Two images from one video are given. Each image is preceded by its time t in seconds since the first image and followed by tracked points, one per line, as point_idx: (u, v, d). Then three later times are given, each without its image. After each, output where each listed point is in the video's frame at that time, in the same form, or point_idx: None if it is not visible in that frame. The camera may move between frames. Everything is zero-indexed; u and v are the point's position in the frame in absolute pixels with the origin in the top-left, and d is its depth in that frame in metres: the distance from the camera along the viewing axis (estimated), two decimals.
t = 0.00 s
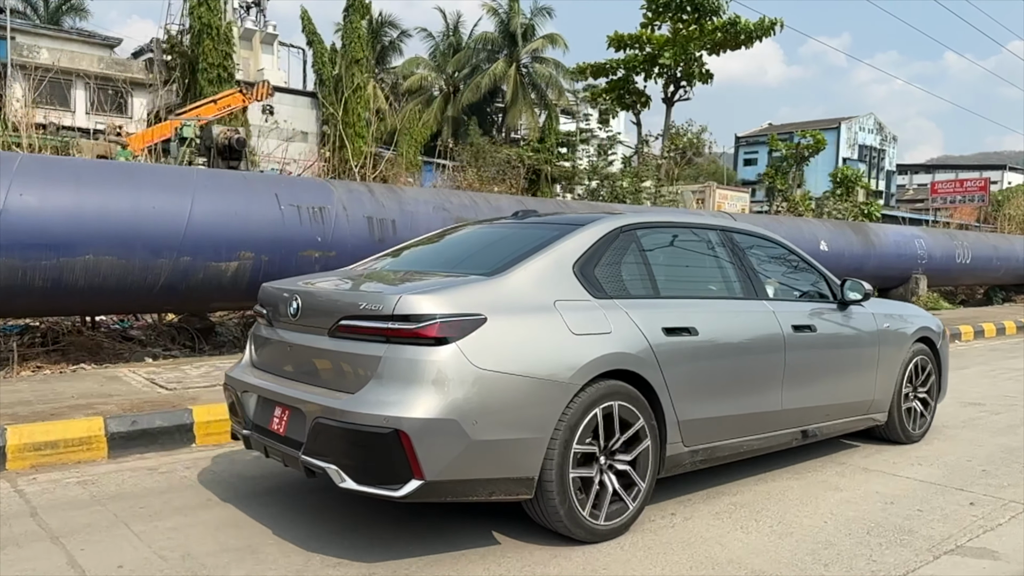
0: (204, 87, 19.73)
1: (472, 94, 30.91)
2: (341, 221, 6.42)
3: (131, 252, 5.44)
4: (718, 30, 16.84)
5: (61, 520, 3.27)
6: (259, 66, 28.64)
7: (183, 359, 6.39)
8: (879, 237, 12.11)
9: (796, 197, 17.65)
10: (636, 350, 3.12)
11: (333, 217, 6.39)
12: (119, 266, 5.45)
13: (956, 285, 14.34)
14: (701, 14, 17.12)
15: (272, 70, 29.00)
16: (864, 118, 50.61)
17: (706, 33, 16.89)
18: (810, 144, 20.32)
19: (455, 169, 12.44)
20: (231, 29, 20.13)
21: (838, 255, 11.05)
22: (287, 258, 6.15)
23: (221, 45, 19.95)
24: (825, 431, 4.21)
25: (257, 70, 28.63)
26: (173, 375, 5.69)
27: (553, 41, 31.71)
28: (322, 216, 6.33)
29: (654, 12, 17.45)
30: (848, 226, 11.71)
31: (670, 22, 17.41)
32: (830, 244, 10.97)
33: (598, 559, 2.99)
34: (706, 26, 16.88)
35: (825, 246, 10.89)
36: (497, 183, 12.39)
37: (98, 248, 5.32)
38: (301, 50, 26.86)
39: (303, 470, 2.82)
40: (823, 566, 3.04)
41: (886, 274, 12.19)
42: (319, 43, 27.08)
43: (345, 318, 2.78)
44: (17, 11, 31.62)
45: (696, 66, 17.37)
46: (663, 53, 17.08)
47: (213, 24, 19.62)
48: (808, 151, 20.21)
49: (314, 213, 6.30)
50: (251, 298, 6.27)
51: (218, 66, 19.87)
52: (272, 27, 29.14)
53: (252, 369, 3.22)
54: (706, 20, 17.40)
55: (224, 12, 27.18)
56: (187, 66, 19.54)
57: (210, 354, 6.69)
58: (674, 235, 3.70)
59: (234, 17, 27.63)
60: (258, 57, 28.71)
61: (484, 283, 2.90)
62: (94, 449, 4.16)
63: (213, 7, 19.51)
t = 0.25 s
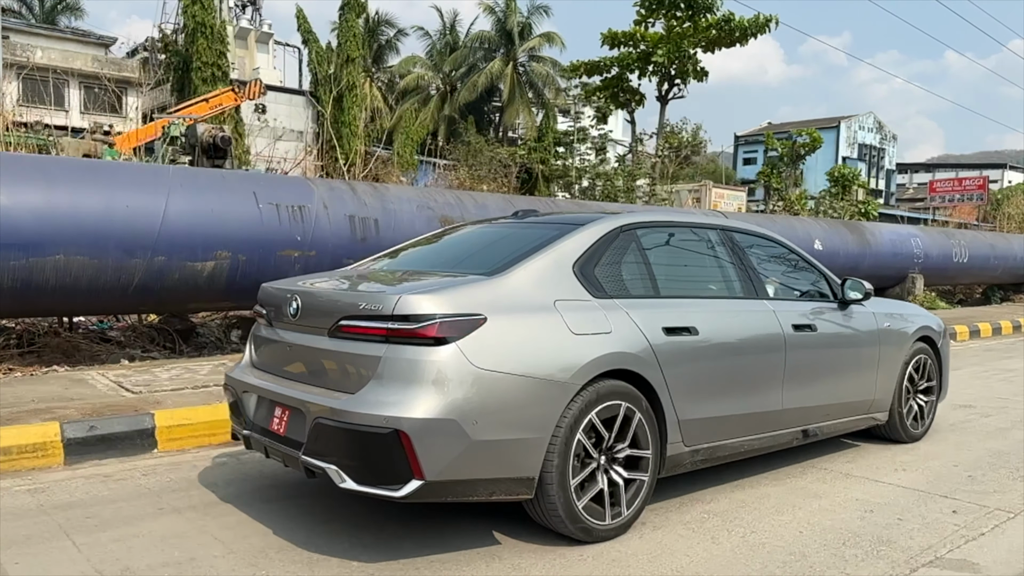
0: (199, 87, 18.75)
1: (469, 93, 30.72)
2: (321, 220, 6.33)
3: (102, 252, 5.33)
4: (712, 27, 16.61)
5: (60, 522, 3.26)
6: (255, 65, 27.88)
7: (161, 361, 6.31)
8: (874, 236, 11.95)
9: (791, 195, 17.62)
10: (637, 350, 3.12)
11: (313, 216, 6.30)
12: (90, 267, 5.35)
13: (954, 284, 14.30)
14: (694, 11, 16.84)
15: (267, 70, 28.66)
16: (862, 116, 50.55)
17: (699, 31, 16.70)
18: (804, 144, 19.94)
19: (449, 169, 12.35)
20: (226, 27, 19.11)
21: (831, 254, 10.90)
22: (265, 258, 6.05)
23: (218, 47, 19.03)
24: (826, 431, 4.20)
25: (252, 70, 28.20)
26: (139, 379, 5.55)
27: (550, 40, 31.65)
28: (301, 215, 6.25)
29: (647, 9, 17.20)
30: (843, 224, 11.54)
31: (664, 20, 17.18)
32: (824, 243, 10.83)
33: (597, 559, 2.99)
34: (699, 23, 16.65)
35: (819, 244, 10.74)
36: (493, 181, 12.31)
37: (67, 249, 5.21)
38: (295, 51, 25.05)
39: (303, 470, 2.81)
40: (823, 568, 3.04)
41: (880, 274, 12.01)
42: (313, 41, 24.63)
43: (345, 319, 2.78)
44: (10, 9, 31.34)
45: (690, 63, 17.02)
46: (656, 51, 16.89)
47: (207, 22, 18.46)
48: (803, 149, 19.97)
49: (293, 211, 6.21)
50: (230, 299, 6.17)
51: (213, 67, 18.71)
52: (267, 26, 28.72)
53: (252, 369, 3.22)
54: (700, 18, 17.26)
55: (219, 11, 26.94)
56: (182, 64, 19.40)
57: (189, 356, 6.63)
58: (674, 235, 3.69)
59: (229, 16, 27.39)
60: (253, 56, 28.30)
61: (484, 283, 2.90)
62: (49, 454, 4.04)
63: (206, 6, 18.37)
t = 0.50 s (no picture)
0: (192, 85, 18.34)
1: (465, 92, 30.48)
2: (291, 218, 6.14)
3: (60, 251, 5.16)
4: (704, 24, 15.42)
5: (65, 521, 3.26)
6: (249, 63, 27.43)
7: (127, 362, 6.14)
8: (867, 235, 11.78)
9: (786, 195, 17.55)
10: (636, 350, 3.12)
11: (282, 213, 6.12)
12: (47, 267, 5.17)
13: (950, 283, 14.25)
14: (686, 7, 15.69)
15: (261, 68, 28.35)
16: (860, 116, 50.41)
17: (692, 27, 15.55)
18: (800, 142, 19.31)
19: (441, 168, 12.21)
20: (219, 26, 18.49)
21: (823, 254, 10.75)
22: (232, 257, 5.86)
23: (210, 47, 18.45)
24: (826, 431, 4.20)
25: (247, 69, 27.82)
26: (90, 382, 5.31)
27: (545, 39, 31.48)
28: (270, 212, 6.06)
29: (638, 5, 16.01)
30: (836, 224, 11.38)
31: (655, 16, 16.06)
32: (816, 243, 10.70)
33: (598, 559, 3.00)
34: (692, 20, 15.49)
35: (811, 244, 10.62)
36: (487, 179, 12.20)
37: (22, 249, 5.03)
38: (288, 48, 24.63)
39: (303, 470, 2.81)
40: (824, 569, 3.02)
41: (872, 275, 11.84)
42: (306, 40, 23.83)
43: (345, 319, 2.78)
44: None
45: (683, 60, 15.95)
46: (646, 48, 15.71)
47: (200, 21, 18.11)
48: (799, 148, 19.16)
49: (261, 209, 6.03)
50: (194, 301, 5.98)
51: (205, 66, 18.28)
52: (260, 25, 28.36)
53: (251, 370, 3.21)
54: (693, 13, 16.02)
55: (211, 9, 26.70)
56: (173, 64, 19.22)
57: (160, 358, 6.48)
58: (674, 235, 3.69)
59: (222, 14, 27.19)
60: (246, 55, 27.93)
61: (484, 283, 2.89)
62: None
63: (199, 4, 18.13)
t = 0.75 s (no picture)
0: (184, 85, 18.17)
1: (460, 92, 30.40)
2: (262, 217, 6.04)
3: (20, 253, 5.09)
4: (695, 22, 14.76)
5: (65, 521, 3.26)
6: (243, 64, 27.32)
7: (98, 365, 5.99)
8: (860, 234, 11.71)
9: (782, 194, 17.52)
10: (635, 351, 3.11)
11: (252, 212, 6.01)
12: (6, 268, 5.10)
13: (947, 283, 14.22)
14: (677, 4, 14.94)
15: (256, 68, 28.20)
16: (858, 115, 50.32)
17: (683, 25, 14.78)
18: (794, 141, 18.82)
19: (434, 169, 12.14)
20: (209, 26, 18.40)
21: (815, 254, 10.69)
22: (199, 257, 5.77)
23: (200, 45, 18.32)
24: (826, 431, 4.19)
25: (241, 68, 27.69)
26: (44, 387, 5.08)
27: (541, 38, 31.35)
28: (239, 211, 5.95)
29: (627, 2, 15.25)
30: (828, 223, 11.32)
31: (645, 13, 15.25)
32: (808, 243, 10.64)
33: (597, 559, 3.00)
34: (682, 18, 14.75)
35: (803, 244, 10.56)
36: (479, 178, 12.15)
37: None
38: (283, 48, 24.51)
39: (302, 472, 2.81)
40: (822, 568, 3.02)
41: (865, 274, 11.76)
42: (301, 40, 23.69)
43: (344, 321, 2.77)
44: None
45: (675, 59, 15.08)
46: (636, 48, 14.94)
47: (192, 20, 17.85)
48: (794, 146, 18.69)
49: (230, 208, 5.92)
50: (162, 302, 5.88)
51: (196, 65, 18.12)
52: (254, 25, 28.22)
53: (250, 371, 3.21)
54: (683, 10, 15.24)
55: (205, 8, 26.59)
56: (167, 63, 19.10)
57: (134, 360, 6.36)
58: (673, 236, 3.69)
59: (216, 14, 27.09)
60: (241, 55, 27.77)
61: (483, 285, 2.89)
62: None
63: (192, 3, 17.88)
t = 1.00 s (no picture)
0: (176, 86, 17.86)
1: (456, 92, 30.36)
2: (234, 217, 5.91)
3: None
4: (687, 20, 14.51)
5: (64, 524, 3.25)
6: (238, 64, 27.22)
7: (69, 370, 5.84)
8: (853, 234, 11.66)
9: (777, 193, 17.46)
10: (634, 350, 3.11)
11: (224, 211, 5.88)
12: None
13: (942, 283, 14.20)
14: (669, 2, 14.69)
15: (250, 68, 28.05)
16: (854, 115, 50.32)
17: (675, 23, 14.55)
18: (787, 140, 18.69)
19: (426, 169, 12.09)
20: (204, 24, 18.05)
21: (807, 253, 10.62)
22: (170, 258, 5.65)
23: (195, 45, 17.96)
24: (826, 432, 4.19)
25: (235, 68, 27.49)
26: None
27: (537, 38, 31.32)
28: (211, 211, 5.82)
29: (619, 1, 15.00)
30: (820, 223, 11.27)
31: (637, 11, 15.00)
32: (800, 243, 10.57)
33: (596, 559, 3.00)
34: (675, 15, 14.51)
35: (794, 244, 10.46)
36: (471, 179, 12.10)
37: None
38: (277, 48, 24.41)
39: (300, 475, 2.81)
40: (821, 569, 3.02)
41: (858, 274, 11.71)
42: (296, 40, 22.72)
43: (342, 323, 2.77)
44: None
45: (667, 58, 14.81)
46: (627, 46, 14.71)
47: (185, 20, 17.59)
48: (787, 146, 18.57)
49: (201, 207, 5.79)
50: (130, 305, 5.77)
51: (190, 66, 17.80)
52: (248, 24, 28.09)
53: (249, 373, 3.21)
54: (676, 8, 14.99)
55: (200, 9, 26.47)
56: (159, 63, 19.01)
57: (107, 364, 6.21)
58: (672, 236, 3.68)
59: (211, 14, 26.98)
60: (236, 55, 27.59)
61: (481, 286, 2.89)
62: None
63: (183, 2, 17.55)
